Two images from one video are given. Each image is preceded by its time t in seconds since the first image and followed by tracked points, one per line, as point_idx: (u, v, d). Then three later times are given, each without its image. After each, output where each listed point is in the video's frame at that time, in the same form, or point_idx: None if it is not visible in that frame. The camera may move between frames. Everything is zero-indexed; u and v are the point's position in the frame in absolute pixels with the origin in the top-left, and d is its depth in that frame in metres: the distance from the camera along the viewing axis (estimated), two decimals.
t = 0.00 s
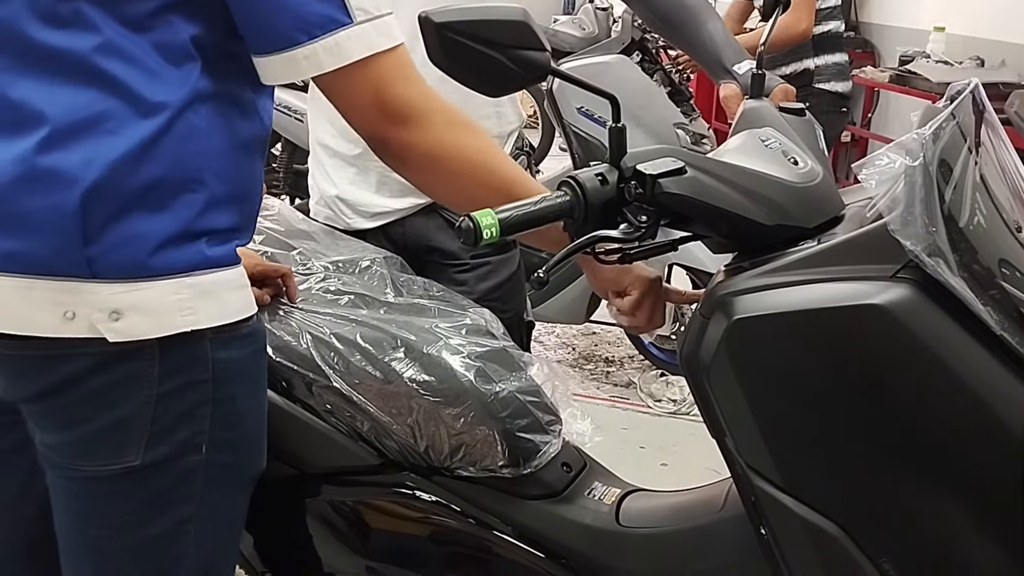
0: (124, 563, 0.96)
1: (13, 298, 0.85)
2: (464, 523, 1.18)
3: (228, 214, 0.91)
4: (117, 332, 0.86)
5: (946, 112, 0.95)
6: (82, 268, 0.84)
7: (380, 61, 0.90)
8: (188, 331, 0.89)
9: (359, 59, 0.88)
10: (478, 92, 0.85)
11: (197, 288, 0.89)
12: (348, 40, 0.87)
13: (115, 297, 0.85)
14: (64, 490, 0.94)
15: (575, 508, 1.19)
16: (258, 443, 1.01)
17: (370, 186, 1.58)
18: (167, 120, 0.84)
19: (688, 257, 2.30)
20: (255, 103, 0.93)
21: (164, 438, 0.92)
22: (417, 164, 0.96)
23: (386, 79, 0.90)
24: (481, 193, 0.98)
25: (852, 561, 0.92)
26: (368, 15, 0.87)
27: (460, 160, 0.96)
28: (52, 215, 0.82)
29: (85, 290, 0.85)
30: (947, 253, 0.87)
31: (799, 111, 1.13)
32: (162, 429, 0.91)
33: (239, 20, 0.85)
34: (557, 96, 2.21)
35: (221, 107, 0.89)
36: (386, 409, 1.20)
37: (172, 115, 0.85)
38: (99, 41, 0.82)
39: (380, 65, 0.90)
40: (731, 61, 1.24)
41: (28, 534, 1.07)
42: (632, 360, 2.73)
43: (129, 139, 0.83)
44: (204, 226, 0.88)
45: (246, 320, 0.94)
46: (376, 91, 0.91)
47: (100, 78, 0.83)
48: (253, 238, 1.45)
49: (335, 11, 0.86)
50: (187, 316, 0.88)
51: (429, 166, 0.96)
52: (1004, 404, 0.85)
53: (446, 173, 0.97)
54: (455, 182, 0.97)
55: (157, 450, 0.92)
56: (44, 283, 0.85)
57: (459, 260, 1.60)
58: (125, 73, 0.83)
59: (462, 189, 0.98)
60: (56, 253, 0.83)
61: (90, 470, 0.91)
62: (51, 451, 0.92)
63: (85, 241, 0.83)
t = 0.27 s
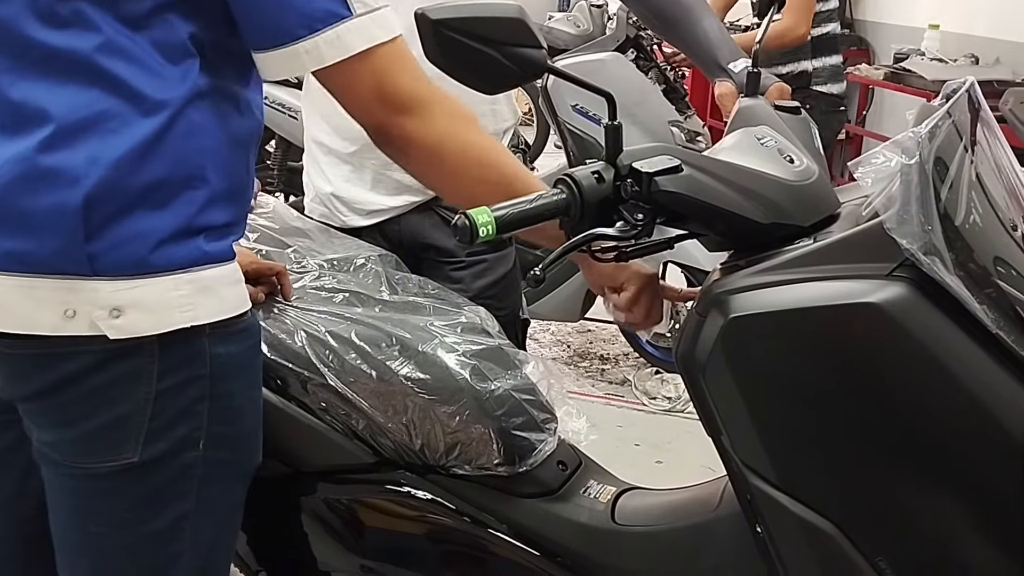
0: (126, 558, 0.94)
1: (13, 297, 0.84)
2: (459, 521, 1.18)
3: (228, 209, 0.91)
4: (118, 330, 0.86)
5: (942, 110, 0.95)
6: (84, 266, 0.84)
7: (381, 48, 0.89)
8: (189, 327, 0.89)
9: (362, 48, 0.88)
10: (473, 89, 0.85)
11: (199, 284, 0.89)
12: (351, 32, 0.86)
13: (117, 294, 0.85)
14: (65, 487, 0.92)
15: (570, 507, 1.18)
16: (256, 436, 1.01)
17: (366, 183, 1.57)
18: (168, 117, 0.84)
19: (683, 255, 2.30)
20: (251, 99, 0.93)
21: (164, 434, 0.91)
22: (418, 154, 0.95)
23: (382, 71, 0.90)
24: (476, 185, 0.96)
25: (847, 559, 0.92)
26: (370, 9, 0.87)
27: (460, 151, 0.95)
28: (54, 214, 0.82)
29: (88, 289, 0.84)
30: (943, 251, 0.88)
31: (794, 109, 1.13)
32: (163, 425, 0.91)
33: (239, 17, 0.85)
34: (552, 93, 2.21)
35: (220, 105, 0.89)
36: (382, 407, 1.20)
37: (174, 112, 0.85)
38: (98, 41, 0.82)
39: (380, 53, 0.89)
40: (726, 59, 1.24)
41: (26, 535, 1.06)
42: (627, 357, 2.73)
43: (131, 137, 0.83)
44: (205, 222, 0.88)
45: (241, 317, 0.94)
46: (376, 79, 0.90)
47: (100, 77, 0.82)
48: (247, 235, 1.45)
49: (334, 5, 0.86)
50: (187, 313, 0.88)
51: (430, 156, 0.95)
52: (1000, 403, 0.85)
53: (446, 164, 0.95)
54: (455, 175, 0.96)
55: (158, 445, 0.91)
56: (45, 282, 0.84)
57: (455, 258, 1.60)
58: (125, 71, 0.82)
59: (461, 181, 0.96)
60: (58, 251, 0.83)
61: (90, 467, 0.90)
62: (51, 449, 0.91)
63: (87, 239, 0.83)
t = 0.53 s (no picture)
0: (111, 557, 0.95)
1: None
2: (456, 519, 1.17)
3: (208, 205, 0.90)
4: (99, 328, 0.86)
5: (941, 110, 0.95)
6: (61, 266, 0.84)
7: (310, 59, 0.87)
8: (171, 325, 0.89)
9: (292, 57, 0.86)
10: (474, 89, 0.85)
11: (179, 281, 0.88)
12: (292, 32, 0.84)
13: (96, 293, 0.85)
14: (53, 484, 0.93)
15: (568, 506, 1.19)
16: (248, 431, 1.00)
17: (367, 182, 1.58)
18: (137, 117, 0.83)
19: (681, 254, 2.30)
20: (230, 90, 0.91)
21: (149, 432, 0.91)
22: (342, 171, 0.94)
23: (311, 86, 0.89)
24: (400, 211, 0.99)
25: (846, 558, 0.92)
26: (307, 10, 0.86)
27: (392, 162, 0.96)
28: (28, 217, 0.82)
29: (67, 287, 0.85)
30: (942, 251, 0.88)
31: (792, 108, 1.13)
32: (149, 422, 0.90)
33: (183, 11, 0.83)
34: (550, 92, 2.21)
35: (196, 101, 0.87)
36: (381, 406, 1.20)
37: (144, 112, 0.84)
38: (59, 45, 0.81)
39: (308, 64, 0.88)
40: (725, 58, 1.24)
41: (21, 531, 1.07)
42: (625, 356, 2.73)
43: (99, 139, 0.82)
44: (183, 219, 0.88)
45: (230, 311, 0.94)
46: (308, 96, 0.89)
47: (67, 79, 0.82)
48: (246, 234, 1.44)
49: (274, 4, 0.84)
50: (168, 311, 0.88)
51: (353, 170, 0.95)
52: (998, 402, 0.86)
53: (373, 179, 0.96)
54: (377, 185, 0.96)
55: (139, 446, 0.91)
56: (25, 282, 0.84)
57: (455, 257, 1.60)
58: (92, 73, 0.82)
59: (392, 199, 0.98)
60: (35, 253, 0.83)
61: (79, 464, 0.91)
62: (37, 445, 0.92)
63: (63, 239, 0.83)
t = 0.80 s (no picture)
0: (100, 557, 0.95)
1: None
2: (456, 518, 1.17)
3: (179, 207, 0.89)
4: (71, 331, 0.86)
5: (942, 112, 0.96)
6: (30, 267, 0.84)
7: (217, 75, 0.82)
8: (145, 329, 0.89)
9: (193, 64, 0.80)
10: (478, 89, 0.85)
11: (152, 284, 0.88)
12: (204, 33, 0.80)
13: (66, 295, 0.85)
14: (42, 484, 0.93)
15: (569, 505, 1.19)
16: (235, 425, 0.99)
17: (370, 182, 1.58)
18: (101, 120, 0.83)
19: (681, 254, 2.31)
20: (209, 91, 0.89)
21: (129, 433, 0.90)
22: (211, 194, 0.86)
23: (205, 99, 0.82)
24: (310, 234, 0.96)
25: (847, 557, 0.93)
26: (230, 14, 0.81)
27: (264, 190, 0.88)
28: None
29: (37, 289, 0.85)
30: (942, 251, 0.88)
31: (794, 109, 1.13)
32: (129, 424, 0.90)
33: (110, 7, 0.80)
34: (551, 92, 2.21)
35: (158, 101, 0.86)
36: (383, 405, 1.20)
37: (108, 115, 0.83)
38: (12, 44, 0.81)
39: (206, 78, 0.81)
40: (727, 58, 1.25)
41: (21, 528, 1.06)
42: (625, 356, 2.73)
43: (55, 146, 0.82)
44: (156, 223, 0.88)
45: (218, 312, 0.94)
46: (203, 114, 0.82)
47: (31, 83, 0.82)
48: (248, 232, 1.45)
49: (194, 4, 0.80)
50: (144, 313, 0.88)
51: (228, 193, 0.86)
52: (999, 403, 0.86)
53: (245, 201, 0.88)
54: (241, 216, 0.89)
55: (123, 445, 0.91)
56: None
57: (458, 257, 1.60)
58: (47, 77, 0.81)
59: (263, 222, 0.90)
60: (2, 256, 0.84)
61: (60, 464, 0.91)
62: (23, 445, 0.92)
63: (29, 242, 0.83)
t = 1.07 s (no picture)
0: (88, 559, 0.92)
1: None
2: (459, 516, 1.18)
3: (160, 204, 0.84)
4: (49, 333, 0.83)
5: (944, 112, 0.97)
6: (7, 269, 0.81)
7: (207, 56, 0.78)
8: (126, 332, 0.85)
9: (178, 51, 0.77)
10: (482, 89, 0.86)
11: (132, 285, 0.84)
12: (186, 19, 0.76)
13: (44, 297, 0.82)
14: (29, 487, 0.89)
15: (572, 503, 1.20)
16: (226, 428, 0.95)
17: (374, 182, 1.59)
18: (71, 117, 0.79)
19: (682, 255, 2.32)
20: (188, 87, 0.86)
21: (113, 436, 0.87)
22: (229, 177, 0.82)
23: (199, 80, 0.78)
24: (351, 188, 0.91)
25: (849, 555, 0.93)
26: None
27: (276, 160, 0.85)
28: None
29: (15, 291, 0.82)
30: (945, 251, 0.89)
31: (797, 109, 1.14)
32: (112, 427, 0.87)
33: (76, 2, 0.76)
34: (551, 92, 2.21)
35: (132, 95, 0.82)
36: (387, 403, 1.21)
37: (78, 111, 0.80)
38: None
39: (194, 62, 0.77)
40: (731, 59, 1.25)
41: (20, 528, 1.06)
42: (625, 356, 2.74)
43: (26, 145, 0.78)
44: (135, 221, 0.84)
45: (207, 313, 0.90)
46: (203, 97, 0.78)
47: None
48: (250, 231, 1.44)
49: None
50: (123, 316, 0.84)
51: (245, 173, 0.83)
52: (1000, 402, 0.87)
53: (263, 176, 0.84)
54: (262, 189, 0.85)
55: (107, 447, 0.87)
56: None
57: (461, 256, 1.61)
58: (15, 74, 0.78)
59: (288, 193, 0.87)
60: None
61: (45, 467, 0.87)
62: (10, 447, 0.88)
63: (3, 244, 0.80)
